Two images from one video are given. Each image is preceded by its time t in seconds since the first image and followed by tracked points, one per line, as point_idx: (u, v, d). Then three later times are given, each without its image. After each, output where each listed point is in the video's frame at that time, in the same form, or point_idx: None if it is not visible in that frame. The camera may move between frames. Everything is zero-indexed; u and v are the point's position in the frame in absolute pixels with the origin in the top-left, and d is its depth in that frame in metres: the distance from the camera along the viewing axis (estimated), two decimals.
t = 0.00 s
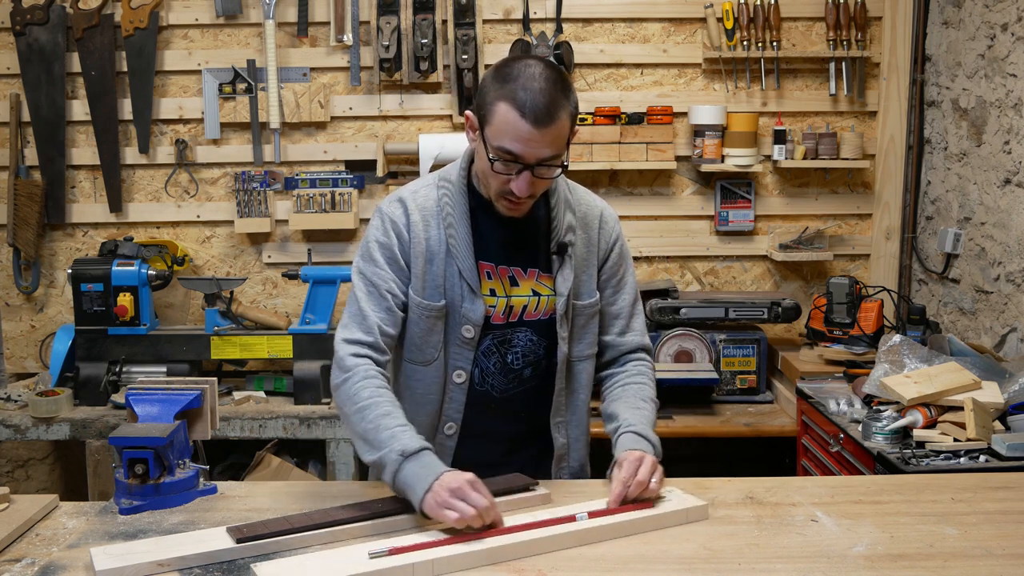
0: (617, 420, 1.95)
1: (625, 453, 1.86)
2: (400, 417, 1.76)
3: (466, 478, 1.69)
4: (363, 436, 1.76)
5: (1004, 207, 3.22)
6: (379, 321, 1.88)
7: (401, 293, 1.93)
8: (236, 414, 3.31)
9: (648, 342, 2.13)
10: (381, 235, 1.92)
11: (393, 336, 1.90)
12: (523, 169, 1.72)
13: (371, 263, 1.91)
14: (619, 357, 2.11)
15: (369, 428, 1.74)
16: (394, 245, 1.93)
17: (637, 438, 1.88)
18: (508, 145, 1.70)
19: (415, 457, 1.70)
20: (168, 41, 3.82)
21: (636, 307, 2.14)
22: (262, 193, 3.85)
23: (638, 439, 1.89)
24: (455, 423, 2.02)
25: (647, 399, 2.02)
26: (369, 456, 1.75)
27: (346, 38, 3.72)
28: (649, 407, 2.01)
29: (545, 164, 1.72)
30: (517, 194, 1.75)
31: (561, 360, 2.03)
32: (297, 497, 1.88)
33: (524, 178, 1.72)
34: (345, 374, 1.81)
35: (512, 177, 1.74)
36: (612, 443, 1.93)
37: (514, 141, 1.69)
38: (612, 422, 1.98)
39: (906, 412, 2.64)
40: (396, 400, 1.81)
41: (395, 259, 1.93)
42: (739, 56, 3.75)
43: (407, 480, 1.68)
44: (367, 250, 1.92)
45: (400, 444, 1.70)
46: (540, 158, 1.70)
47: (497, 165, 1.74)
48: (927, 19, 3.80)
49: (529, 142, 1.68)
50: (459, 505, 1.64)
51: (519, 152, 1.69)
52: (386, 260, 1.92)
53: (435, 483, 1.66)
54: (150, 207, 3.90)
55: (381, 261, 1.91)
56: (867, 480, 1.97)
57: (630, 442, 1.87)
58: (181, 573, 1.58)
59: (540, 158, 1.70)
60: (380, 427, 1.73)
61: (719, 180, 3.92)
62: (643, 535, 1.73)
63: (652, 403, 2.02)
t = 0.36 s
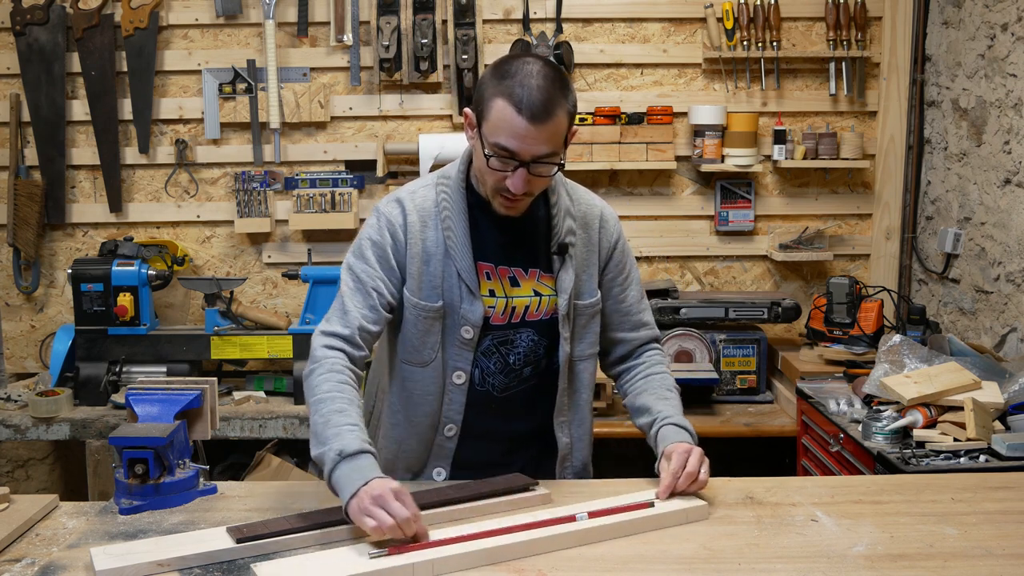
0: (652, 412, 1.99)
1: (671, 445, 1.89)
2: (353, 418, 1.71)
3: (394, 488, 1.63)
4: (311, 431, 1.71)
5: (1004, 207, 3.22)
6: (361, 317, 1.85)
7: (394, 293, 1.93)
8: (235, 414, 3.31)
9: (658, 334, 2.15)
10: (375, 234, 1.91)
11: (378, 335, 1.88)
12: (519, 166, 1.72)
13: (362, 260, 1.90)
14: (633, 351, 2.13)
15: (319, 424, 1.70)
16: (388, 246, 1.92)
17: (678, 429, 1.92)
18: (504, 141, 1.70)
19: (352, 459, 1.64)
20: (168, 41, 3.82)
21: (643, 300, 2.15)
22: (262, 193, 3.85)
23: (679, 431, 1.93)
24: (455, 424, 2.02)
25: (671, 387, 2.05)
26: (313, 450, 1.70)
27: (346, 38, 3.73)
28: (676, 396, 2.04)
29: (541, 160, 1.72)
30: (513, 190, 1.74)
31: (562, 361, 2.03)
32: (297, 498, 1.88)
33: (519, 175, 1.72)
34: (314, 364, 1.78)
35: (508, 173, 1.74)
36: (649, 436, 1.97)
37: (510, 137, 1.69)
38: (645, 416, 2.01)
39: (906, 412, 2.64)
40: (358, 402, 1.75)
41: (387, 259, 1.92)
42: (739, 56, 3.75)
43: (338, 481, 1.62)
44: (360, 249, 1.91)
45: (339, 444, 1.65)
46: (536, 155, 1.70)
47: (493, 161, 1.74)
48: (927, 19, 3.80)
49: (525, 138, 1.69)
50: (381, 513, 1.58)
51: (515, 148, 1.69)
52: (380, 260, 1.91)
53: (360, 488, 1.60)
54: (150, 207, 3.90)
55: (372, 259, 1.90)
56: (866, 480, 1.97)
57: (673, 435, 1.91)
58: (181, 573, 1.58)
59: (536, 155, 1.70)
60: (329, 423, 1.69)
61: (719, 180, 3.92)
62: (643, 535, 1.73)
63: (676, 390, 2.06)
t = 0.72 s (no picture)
0: (654, 413, 1.99)
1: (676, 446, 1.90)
2: (348, 421, 1.70)
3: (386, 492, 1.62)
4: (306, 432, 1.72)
5: (1004, 207, 3.22)
6: (360, 318, 1.85)
7: (392, 293, 1.93)
8: (236, 414, 3.31)
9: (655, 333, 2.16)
10: (373, 235, 1.91)
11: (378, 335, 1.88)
12: (518, 164, 1.72)
13: (360, 261, 1.89)
14: (631, 351, 2.14)
15: (314, 425, 1.70)
16: (386, 246, 1.92)
17: (681, 430, 1.93)
18: (502, 140, 1.70)
19: (345, 461, 1.64)
20: (168, 41, 3.82)
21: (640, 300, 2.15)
22: (262, 193, 3.85)
23: (682, 431, 1.93)
24: (454, 425, 2.02)
25: (671, 387, 2.06)
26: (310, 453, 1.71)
27: (346, 38, 3.73)
28: (675, 396, 2.05)
29: (539, 158, 1.72)
30: (513, 190, 1.75)
31: (561, 360, 2.03)
32: (297, 498, 1.87)
33: (518, 174, 1.72)
34: (312, 366, 1.78)
35: (507, 173, 1.74)
36: (652, 436, 1.97)
37: (508, 137, 1.69)
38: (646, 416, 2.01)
39: (906, 412, 2.64)
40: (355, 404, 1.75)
41: (385, 260, 1.92)
42: (739, 57, 3.75)
43: (332, 484, 1.62)
44: (358, 249, 1.91)
45: (333, 447, 1.65)
46: (534, 153, 1.70)
47: (491, 161, 1.74)
48: (927, 19, 3.80)
49: (523, 137, 1.69)
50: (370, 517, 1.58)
51: (513, 147, 1.70)
52: (377, 260, 1.91)
53: (353, 491, 1.60)
54: (150, 207, 3.90)
55: (370, 259, 1.89)
56: (866, 480, 1.97)
57: (678, 436, 1.91)
58: (181, 573, 1.58)
59: (534, 154, 1.71)
60: (324, 426, 1.69)
61: (719, 180, 3.92)
62: (643, 535, 1.73)
63: (675, 391, 2.06)
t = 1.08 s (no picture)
0: (630, 399, 2.01)
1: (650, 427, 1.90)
2: (354, 399, 1.75)
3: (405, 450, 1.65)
4: (318, 418, 1.75)
5: (1004, 207, 3.22)
6: (354, 320, 1.88)
7: (388, 295, 1.94)
8: (235, 414, 3.31)
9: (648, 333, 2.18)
10: (368, 237, 1.93)
11: (371, 337, 1.92)
12: (537, 171, 1.72)
13: (355, 264, 1.92)
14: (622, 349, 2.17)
15: (326, 407, 1.74)
16: (382, 248, 1.93)
17: (655, 413, 1.94)
18: (519, 149, 1.70)
19: (361, 431, 1.68)
20: (168, 41, 3.82)
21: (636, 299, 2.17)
22: (262, 193, 3.85)
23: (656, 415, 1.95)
24: (453, 425, 2.01)
25: (653, 377, 2.08)
26: (322, 438, 1.73)
27: (346, 38, 3.73)
28: (656, 384, 2.07)
29: (556, 162, 1.72)
30: (533, 196, 1.75)
31: (561, 360, 2.03)
32: (296, 498, 1.88)
33: (539, 180, 1.73)
34: (306, 361, 1.83)
35: (526, 180, 1.74)
36: (626, 422, 1.99)
37: (525, 144, 1.69)
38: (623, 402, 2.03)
39: (906, 412, 2.64)
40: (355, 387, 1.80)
41: (381, 261, 1.93)
42: (739, 56, 3.75)
43: (349, 454, 1.65)
44: (353, 252, 1.93)
45: (347, 420, 1.69)
46: (552, 157, 1.71)
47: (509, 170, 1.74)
48: (927, 19, 3.80)
49: (540, 143, 1.69)
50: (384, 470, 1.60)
51: (531, 154, 1.70)
52: (372, 263, 1.93)
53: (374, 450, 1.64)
54: (150, 207, 3.90)
55: (365, 262, 1.91)
56: (866, 480, 1.97)
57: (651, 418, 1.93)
58: (181, 573, 1.58)
59: (553, 157, 1.71)
60: (332, 407, 1.72)
61: (719, 180, 3.92)
62: (643, 534, 1.73)
63: (657, 381, 2.08)
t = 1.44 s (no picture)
0: (609, 421, 2.03)
1: (623, 458, 1.92)
2: (364, 420, 1.80)
3: (411, 493, 1.70)
4: (329, 438, 1.80)
5: (1004, 207, 3.22)
6: (354, 327, 1.90)
7: (388, 297, 1.94)
8: (236, 414, 3.31)
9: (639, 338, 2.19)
10: (369, 240, 1.93)
11: (372, 342, 1.93)
12: (529, 163, 1.72)
13: (355, 267, 1.92)
14: (615, 352, 2.18)
15: (335, 429, 1.79)
16: (381, 250, 1.93)
17: (630, 441, 1.96)
18: (512, 138, 1.70)
19: (371, 458, 1.73)
20: (168, 41, 3.82)
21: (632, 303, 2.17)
22: (262, 193, 3.85)
23: (631, 442, 1.97)
24: (452, 425, 2.01)
25: (636, 394, 2.09)
26: (333, 457, 1.79)
27: (346, 38, 3.73)
28: (639, 403, 2.08)
29: (550, 156, 1.72)
30: (524, 188, 1.75)
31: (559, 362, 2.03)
32: (297, 498, 1.88)
33: (530, 172, 1.73)
34: (315, 374, 1.86)
35: (518, 171, 1.74)
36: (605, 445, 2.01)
37: (519, 134, 1.69)
38: (603, 425, 2.05)
39: (906, 412, 2.63)
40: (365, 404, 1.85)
41: (381, 263, 1.93)
42: (739, 56, 3.75)
43: (358, 481, 1.71)
44: (353, 255, 1.93)
45: (357, 446, 1.74)
46: (545, 150, 1.71)
47: (501, 160, 1.74)
48: (927, 19, 3.80)
49: (534, 134, 1.68)
50: (389, 517, 1.65)
51: (524, 145, 1.69)
52: (372, 265, 1.92)
53: (381, 487, 1.70)
54: (150, 207, 3.90)
55: (365, 266, 1.91)
56: (866, 480, 1.97)
57: (627, 448, 1.95)
58: (181, 573, 1.58)
59: (546, 151, 1.71)
60: (343, 428, 1.78)
61: (719, 180, 3.92)
62: (643, 535, 1.73)
63: (640, 399, 2.10)
